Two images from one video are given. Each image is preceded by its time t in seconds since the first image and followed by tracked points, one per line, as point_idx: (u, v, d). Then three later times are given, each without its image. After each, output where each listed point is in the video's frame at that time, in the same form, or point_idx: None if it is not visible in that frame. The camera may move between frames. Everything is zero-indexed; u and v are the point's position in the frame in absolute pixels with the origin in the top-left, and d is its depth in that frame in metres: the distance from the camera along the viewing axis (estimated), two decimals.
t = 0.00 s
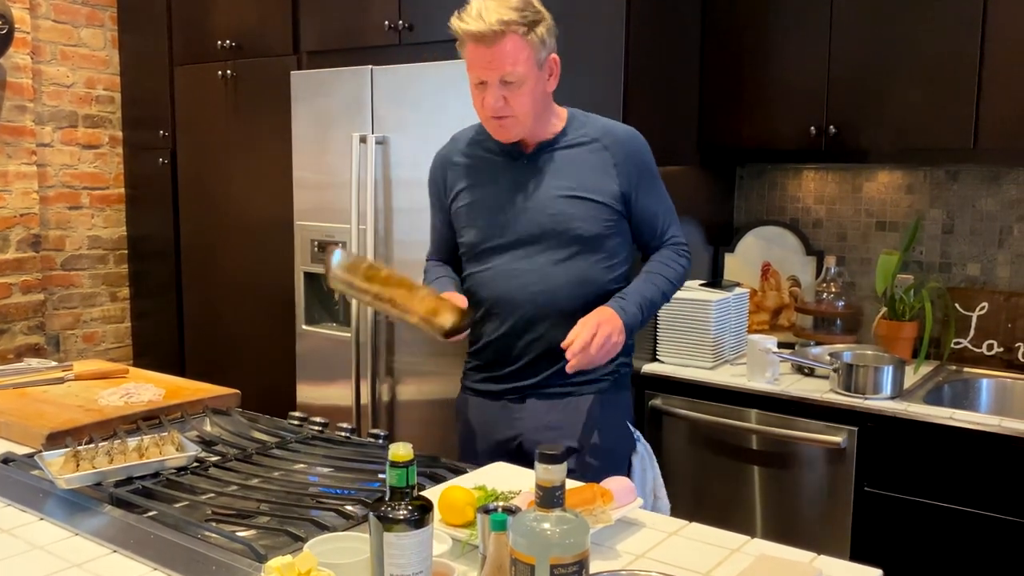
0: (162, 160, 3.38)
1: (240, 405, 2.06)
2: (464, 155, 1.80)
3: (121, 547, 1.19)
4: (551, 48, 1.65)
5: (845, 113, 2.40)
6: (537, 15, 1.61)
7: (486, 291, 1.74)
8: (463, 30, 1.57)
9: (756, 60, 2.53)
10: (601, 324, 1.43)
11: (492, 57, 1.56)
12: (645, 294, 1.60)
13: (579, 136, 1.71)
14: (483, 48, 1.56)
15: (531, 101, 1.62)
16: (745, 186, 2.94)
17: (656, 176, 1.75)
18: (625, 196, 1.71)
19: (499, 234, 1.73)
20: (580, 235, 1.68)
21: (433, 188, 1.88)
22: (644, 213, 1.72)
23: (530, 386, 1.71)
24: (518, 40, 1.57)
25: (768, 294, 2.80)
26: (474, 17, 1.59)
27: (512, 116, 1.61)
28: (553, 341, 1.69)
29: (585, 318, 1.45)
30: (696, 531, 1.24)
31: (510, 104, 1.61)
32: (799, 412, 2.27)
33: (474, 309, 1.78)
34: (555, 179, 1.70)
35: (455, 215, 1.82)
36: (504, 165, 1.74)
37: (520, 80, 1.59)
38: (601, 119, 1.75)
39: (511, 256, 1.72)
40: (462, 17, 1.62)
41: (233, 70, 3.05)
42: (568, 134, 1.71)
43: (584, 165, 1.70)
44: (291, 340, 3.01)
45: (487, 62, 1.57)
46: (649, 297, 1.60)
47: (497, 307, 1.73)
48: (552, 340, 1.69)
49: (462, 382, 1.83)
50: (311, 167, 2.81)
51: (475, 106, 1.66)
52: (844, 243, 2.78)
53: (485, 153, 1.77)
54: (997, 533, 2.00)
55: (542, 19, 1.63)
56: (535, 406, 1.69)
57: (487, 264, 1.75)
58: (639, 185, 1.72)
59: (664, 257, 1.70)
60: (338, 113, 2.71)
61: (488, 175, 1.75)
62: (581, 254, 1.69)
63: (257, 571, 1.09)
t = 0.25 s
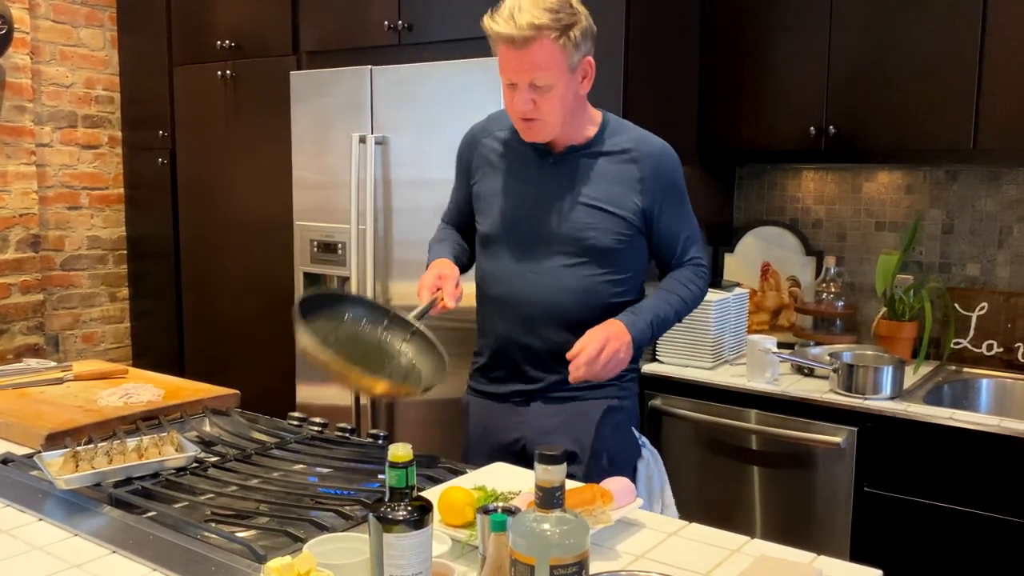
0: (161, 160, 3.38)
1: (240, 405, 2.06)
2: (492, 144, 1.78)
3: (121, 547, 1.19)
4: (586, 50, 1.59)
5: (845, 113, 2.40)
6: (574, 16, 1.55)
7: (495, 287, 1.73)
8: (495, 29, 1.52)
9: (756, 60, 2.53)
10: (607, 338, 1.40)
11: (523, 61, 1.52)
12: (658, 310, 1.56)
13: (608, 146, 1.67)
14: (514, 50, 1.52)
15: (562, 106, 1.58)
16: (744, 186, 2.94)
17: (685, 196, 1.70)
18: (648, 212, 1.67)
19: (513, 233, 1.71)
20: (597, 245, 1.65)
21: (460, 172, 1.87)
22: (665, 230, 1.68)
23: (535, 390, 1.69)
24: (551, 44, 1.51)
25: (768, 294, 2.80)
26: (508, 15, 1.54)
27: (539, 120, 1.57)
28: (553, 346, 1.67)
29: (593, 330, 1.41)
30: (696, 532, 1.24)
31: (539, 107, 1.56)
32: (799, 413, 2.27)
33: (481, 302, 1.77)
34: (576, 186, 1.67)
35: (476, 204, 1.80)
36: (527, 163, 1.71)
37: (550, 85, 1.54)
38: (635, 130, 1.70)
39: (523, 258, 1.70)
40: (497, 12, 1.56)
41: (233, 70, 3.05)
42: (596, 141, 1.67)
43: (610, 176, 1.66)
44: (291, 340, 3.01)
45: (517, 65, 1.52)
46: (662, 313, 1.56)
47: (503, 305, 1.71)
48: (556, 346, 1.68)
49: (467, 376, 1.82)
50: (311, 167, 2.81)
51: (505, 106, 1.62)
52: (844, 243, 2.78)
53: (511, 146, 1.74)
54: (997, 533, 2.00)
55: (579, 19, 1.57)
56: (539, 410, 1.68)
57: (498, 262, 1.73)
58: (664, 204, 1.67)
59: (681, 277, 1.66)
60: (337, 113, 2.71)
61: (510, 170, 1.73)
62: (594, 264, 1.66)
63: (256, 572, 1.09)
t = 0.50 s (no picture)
0: (161, 160, 3.37)
1: (239, 405, 2.06)
2: (505, 144, 1.77)
3: (120, 547, 1.19)
4: (597, 52, 1.56)
5: (845, 113, 2.40)
6: (584, 19, 1.52)
7: (501, 289, 1.73)
8: (501, 36, 1.50)
9: (755, 60, 2.53)
10: (601, 349, 1.41)
11: (530, 67, 1.50)
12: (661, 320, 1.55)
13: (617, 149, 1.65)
14: (521, 57, 1.49)
15: (571, 110, 1.56)
16: (744, 186, 2.94)
17: (699, 200, 1.66)
18: (656, 218, 1.64)
19: (518, 236, 1.71)
20: (601, 252, 1.64)
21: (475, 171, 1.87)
22: (675, 236, 1.65)
23: (534, 393, 1.69)
24: (558, 50, 1.49)
25: (768, 294, 2.79)
26: (515, 19, 1.51)
27: (548, 123, 1.56)
28: (555, 350, 1.67)
29: (589, 340, 1.42)
30: (696, 532, 1.24)
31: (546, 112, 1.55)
32: (799, 413, 2.27)
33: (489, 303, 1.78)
34: (583, 192, 1.66)
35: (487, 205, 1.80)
36: (536, 165, 1.71)
37: (557, 90, 1.52)
38: (647, 133, 1.67)
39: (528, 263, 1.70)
40: (505, 14, 1.54)
41: (232, 70, 3.05)
42: (606, 146, 1.66)
43: (617, 181, 1.65)
44: (290, 341, 3.00)
45: (523, 71, 1.51)
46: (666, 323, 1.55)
47: (507, 306, 1.72)
48: (558, 350, 1.67)
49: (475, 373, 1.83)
50: (310, 167, 2.80)
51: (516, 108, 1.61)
52: (843, 244, 2.78)
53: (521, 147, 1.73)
54: (996, 533, 2.00)
55: (588, 21, 1.53)
56: (537, 412, 1.68)
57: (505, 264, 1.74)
58: (674, 209, 1.64)
59: (691, 285, 1.63)
60: (337, 113, 2.71)
61: (519, 172, 1.73)
62: (599, 271, 1.65)
63: (255, 572, 1.09)
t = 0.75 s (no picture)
0: (161, 160, 3.37)
1: (239, 405, 2.06)
2: (496, 157, 1.79)
3: (119, 547, 1.19)
4: (579, 51, 1.58)
5: (844, 113, 2.40)
6: (564, 19, 1.55)
7: (505, 298, 1.74)
8: (483, 40, 1.53)
9: (755, 60, 2.53)
10: (597, 343, 1.42)
11: (514, 69, 1.52)
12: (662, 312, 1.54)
13: (609, 145, 1.66)
14: (504, 60, 1.52)
15: (558, 110, 1.58)
16: (744, 186, 2.95)
17: (695, 188, 1.65)
18: (652, 210, 1.64)
19: (519, 243, 1.71)
20: (599, 249, 1.64)
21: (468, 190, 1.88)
22: (674, 227, 1.63)
23: (544, 396, 1.69)
24: (540, 51, 1.51)
25: (767, 294, 2.76)
26: (496, 23, 1.54)
27: (537, 125, 1.57)
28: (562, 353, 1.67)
29: (586, 336, 1.44)
30: (695, 532, 1.24)
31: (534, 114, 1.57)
32: (798, 413, 2.27)
33: (495, 315, 1.78)
34: (578, 191, 1.66)
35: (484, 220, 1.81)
36: (531, 172, 1.72)
37: (543, 91, 1.54)
38: (638, 126, 1.68)
39: (530, 266, 1.70)
40: (486, 20, 1.57)
41: (232, 70, 3.05)
42: (598, 142, 1.66)
43: (611, 177, 1.65)
44: (290, 341, 3.00)
45: (508, 74, 1.53)
46: (667, 314, 1.54)
47: (513, 315, 1.72)
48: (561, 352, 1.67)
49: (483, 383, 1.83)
50: (310, 167, 2.80)
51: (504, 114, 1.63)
52: (843, 244, 2.78)
53: (515, 157, 1.75)
54: (996, 533, 2.00)
55: (569, 20, 1.56)
56: (545, 416, 1.67)
57: (507, 269, 1.75)
58: (670, 199, 1.63)
59: (693, 275, 1.61)
60: (337, 113, 2.71)
61: (514, 181, 1.74)
62: (598, 269, 1.65)
63: (255, 572, 1.09)
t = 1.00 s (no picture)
0: (161, 160, 3.37)
1: (239, 405, 2.06)
2: (492, 163, 1.78)
3: (119, 547, 1.19)
4: (570, 49, 1.57)
5: (844, 113, 2.40)
6: (553, 16, 1.54)
7: (506, 303, 1.73)
8: (471, 41, 1.52)
9: (755, 60, 2.53)
10: (610, 352, 1.42)
11: (505, 69, 1.50)
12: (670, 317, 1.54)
13: (609, 146, 1.66)
14: (493, 60, 1.51)
15: (551, 109, 1.57)
16: (743, 186, 2.95)
17: (695, 188, 1.66)
18: (654, 212, 1.64)
19: (519, 247, 1.71)
20: (602, 252, 1.64)
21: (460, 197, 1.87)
22: (676, 227, 1.65)
23: (546, 401, 1.69)
24: (529, 50, 1.50)
25: (766, 294, 2.73)
26: (484, 23, 1.53)
27: (530, 124, 1.57)
28: (566, 356, 1.67)
29: (597, 343, 1.44)
30: (695, 532, 1.24)
31: (526, 113, 1.56)
32: (798, 413, 2.27)
33: (494, 320, 1.78)
34: (579, 194, 1.66)
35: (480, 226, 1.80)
36: (529, 175, 1.71)
37: (534, 91, 1.53)
38: (637, 127, 1.68)
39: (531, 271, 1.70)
40: (474, 19, 1.56)
41: (232, 70, 3.05)
42: (597, 144, 1.66)
43: (612, 179, 1.65)
44: (290, 340, 3.00)
45: (498, 75, 1.52)
46: (675, 319, 1.55)
47: (515, 320, 1.72)
48: (564, 357, 1.67)
49: (483, 390, 1.82)
50: (309, 167, 2.80)
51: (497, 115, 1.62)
52: (842, 243, 2.78)
53: (512, 162, 1.74)
54: (996, 533, 2.00)
55: (558, 17, 1.55)
56: (549, 422, 1.67)
57: (507, 273, 1.74)
58: (672, 200, 1.64)
59: (697, 275, 1.62)
60: (336, 113, 2.71)
61: (512, 185, 1.73)
62: (601, 272, 1.65)
63: (255, 572, 1.09)
